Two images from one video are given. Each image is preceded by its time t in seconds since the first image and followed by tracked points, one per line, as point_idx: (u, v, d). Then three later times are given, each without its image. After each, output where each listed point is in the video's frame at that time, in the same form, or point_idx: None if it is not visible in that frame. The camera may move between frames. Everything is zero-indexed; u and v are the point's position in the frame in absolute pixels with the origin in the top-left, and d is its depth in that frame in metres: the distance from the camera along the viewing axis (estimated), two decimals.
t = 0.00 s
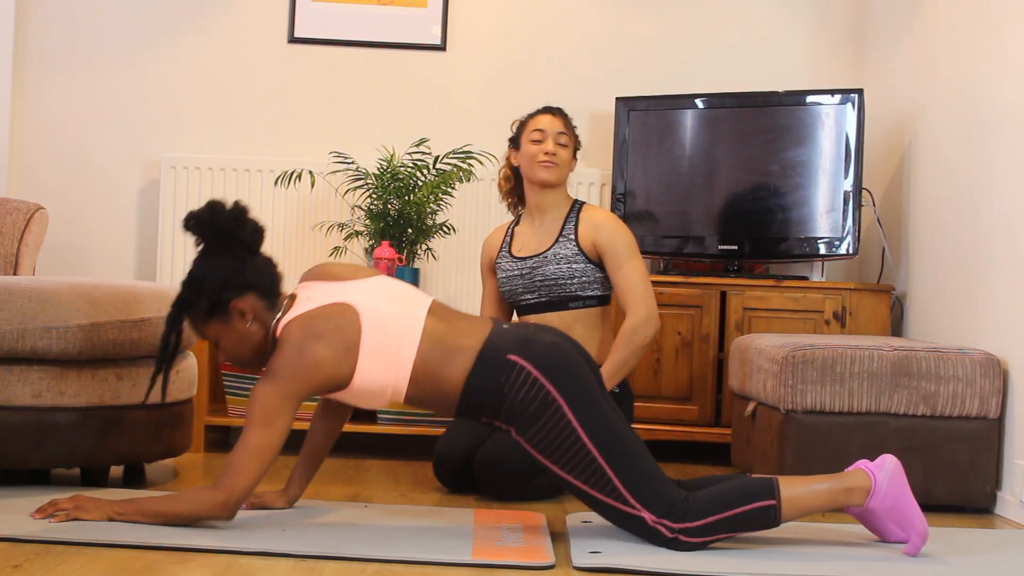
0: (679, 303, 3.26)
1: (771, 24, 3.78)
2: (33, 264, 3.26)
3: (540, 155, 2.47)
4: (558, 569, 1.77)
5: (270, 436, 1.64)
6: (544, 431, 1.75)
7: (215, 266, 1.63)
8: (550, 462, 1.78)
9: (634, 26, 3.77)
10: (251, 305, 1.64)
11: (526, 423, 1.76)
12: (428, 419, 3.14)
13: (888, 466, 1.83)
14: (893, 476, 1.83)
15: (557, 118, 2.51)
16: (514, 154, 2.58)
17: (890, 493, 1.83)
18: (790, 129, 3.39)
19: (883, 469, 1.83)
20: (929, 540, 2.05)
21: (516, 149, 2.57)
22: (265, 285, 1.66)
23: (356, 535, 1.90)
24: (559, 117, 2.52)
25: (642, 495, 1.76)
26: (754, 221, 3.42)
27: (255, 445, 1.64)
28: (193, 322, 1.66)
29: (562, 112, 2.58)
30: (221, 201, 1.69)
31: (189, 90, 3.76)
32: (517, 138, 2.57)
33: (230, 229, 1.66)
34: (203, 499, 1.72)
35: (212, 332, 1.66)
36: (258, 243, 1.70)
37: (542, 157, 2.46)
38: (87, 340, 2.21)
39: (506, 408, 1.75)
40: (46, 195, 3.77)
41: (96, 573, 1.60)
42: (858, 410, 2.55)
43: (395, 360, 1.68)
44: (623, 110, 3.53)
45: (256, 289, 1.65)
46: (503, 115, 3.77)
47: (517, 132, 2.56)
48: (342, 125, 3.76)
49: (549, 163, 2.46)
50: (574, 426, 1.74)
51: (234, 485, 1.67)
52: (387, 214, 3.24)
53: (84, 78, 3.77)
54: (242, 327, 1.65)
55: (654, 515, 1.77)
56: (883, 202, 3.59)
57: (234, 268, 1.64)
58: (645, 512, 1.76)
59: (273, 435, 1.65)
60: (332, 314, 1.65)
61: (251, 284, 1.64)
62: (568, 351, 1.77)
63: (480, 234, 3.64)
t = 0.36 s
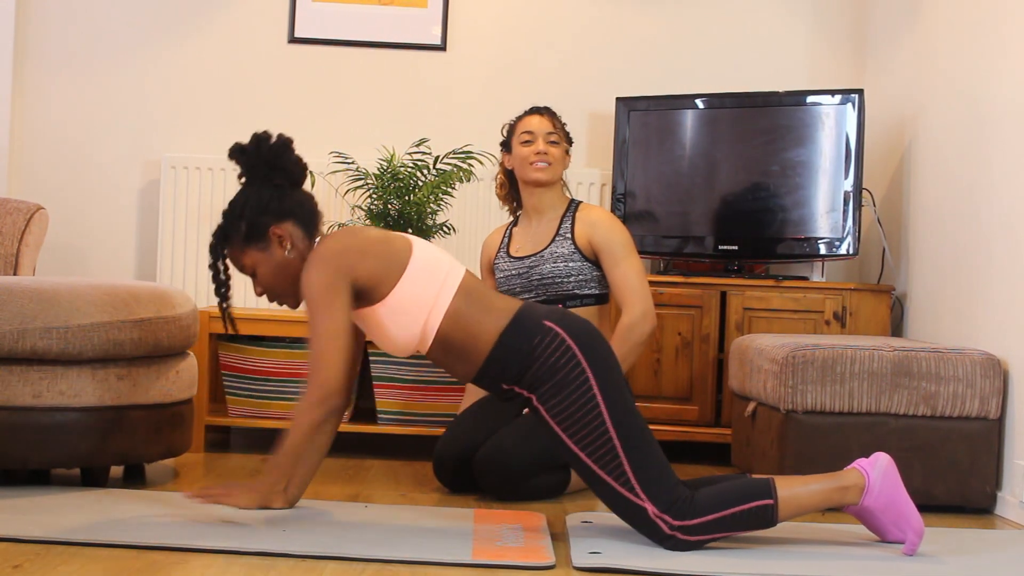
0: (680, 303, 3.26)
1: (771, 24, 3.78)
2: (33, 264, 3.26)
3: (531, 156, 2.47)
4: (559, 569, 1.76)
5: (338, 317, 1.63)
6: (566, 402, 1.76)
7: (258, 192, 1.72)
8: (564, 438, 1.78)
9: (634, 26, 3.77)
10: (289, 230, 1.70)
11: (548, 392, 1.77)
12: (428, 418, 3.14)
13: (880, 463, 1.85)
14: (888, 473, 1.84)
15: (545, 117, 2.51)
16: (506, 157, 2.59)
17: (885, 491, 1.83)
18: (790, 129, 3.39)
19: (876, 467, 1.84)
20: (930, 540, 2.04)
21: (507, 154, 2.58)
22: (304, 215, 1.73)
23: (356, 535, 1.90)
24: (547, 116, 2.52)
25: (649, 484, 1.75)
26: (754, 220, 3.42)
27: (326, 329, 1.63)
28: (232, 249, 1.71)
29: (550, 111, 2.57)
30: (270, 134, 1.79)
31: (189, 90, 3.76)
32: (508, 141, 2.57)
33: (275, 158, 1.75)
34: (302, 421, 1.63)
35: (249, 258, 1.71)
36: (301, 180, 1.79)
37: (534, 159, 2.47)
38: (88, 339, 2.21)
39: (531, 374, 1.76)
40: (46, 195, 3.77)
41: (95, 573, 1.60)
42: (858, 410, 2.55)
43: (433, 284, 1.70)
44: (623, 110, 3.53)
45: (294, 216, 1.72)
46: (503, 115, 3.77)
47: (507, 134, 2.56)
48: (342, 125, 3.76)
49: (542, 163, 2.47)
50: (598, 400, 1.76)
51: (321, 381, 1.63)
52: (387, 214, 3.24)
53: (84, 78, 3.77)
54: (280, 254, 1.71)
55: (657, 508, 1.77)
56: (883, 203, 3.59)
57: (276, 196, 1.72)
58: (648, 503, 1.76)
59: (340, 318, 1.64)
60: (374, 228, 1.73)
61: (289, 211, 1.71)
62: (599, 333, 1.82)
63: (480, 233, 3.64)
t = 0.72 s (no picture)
0: (680, 302, 3.26)
1: (771, 23, 3.78)
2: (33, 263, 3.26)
3: (526, 157, 2.46)
4: (559, 568, 1.76)
5: (348, 319, 1.65)
6: (574, 401, 1.77)
7: (249, 195, 1.71)
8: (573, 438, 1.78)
9: (634, 25, 3.77)
10: (280, 235, 1.71)
11: (555, 391, 1.77)
12: (428, 417, 3.14)
13: (888, 463, 1.84)
14: (893, 473, 1.84)
15: (536, 115, 2.49)
16: (501, 156, 2.57)
17: (890, 490, 1.83)
18: (790, 128, 3.39)
19: (883, 467, 1.84)
20: (929, 539, 2.04)
21: (503, 155, 2.57)
22: (296, 217, 1.74)
23: (356, 533, 1.90)
24: (537, 114, 2.50)
25: (655, 485, 1.76)
26: (754, 219, 3.42)
27: (336, 333, 1.65)
28: (223, 254, 1.73)
29: (540, 108, 2.55)
30: (255, 132, 1.78)
31: (189, 90, 3.76)
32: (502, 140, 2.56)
33: (264, 158, 1.74)
34: (314, 426, 1.65)
35: (241, 262, 1.72)
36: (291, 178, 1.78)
37: (528, 158, 2.46)
38: (87, 338, 2.21)
39: (539, 373, 1.77)
40: (46, 195, 3.77)
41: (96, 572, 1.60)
42: (858, 409, 2.55)
43: (438, 284, 1.72)
44: (623, 109, 3.53)
45: (286, 219, 1.72)
46: (503, 113, 3.77)
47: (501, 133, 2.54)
48: (342, 124, 3.76)
49: (537, 163, 2.45)
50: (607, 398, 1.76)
51: (338, 381, 1.66)
52: (387, 212, 3.24)
53: (84, 78, 3.77)
54: (272, 258, 1.72)
55: (664, 509, 1.77)
56: (883, 202, 3.59)
57: (266, 199, 1.72)
58: (656, 505, 1.76)
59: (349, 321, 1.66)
60: (378, 226, 1.75)
61: (281, 214, 1.72)
62: (605, 331, 1.83)
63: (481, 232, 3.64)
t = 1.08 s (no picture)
0: (680, 298, 3.26)
1: (771, 20, 3.77)
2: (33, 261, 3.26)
3: (526, 153, 2.45)
4: (559, 565, 1.76)
5: (341, 322, 1.65)
6: (545, 420, 1.74)
7: (231, 209, 1.65)
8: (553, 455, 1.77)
9: (634, 22, 3.77)
10: (259, 254, 1.65)
11: (526, 413, 1.75)
12: (429, 414, 3.14)
13: (885, 461, 1.84)
14: (891, 471, 1.84)
15: (537, 112, 2.48)
16: (502, 152, 2.57)
17: (888, 488, 1.84)
18: (789, 125, 3.38)
19: (881, 465, 1.84)
20: (929, 535, 2.04)
21: (503, 150, 2.57)
22: (277, 239, 1.68)
23: (357, 530, 1.90)
24: (538, 111, 2.49)
25: (643, 493, 1.75)
26: (754, 216, 3.42)
27: (332, 336, 1.64)
28: (199, 265, 1.66)
29: (541, 104, 2.54)
30: (247, 146, 1.72)
31: (189, 87, 3.76)
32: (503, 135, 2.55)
33: (251, 176, 1.68)
34: (325, 425, 1.67)
35: (217, 276, 1.66)
36: (275, 197, 1.73)
37: (528, 155, 2.45)
38: (88, 335, 2.21)
39: (506, 395, 1.74)
40: (46, 192, 3.77)
41: (97, 569, 1.60)
42: (859, 405, 2.56)
43: (412, 296, 1.70)
44: (623, 106, 3.52)
45: (266, 238, 1.67)
46: (503, 110, 3.77)
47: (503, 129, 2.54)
48: (341, 121, 3.76)
49: (537, 160, 2.45)
50: (577, 416, 1.73)
51: (343, 381, 1.66)
52: (387, 209, 3.24)
53: (83, 75, 3.77)
54: (248, 276, 1.66)
55: (656, 513, 1.77)
56: (883, 199, 3.58)
57: (249, 215, 1.66)
58: (646, 510, 1.76)
59: (342, 324, 1.65)
60: (357, 237, 1.73)
61: (262, 233, 1.66)
62: (575, 343, 1.77)
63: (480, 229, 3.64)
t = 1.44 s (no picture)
0: (679, 296, 3.27)
1: (770, 18, 3.77)
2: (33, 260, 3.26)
3: (525, 159, 2.48)
4: (559, 563, 1.76)
5: (321, 353, 1.70)
6: (520, 437, 1.77)
7: (192, 293, 1.73)
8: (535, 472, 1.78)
9: (633, 20, 3.77)
10: (223, 331, 1.72)
11: (500, 433, 1.78)
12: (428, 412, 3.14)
13: (876, 459, 1.84)
14: (882, 468, 1.84)
15: (541, 114, 2.48)
16: (503, 150, 2.58)
17: (880, 486, 1.84)
18: (788, 123, 3.38)
19: (872, 463, 1.84)
20: (929, 533, 2.05)
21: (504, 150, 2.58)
22: (238, 315, 1.75)
23: (357, 529, 1.90)
24: (542, 112, 2.49)
25: (627, 494, 1.76)
26: (754, 214, 3.42)
27: (321, 363, 1.68)
28: (167, 348, 1.75)
29: (548, 102, 2.53)
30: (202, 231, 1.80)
31: (189, 86, 3.76)
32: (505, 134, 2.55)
33: (207, 258, 1.75)
34: (336, 431, 1.64)
35: (184, 356, 1.74)
36: (234, 276, 1.80)
37: (528, 159, 2.47)
38: (88, 334, 2.21)
39: (478, 420, 1.78)
40: (46, 191, 3.77)
41: (96, 568, 1.60)
42: (858, 402, 2.55)
43: (368, 339, 1.80)
44: (622, 104, 3.52)
45: (227, 316, 1.73)
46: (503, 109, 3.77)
47: (504, 128, 2.54)
48: (341, 120, 3.76)
49: (537, 166, 2.47)
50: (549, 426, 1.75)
51: (347, 397, 1.65)
52: (387, 208, 3.25)
53: (83, 73, 3.77)
54: (213, 352, 1.73)
55: (644, 512, 1.78)
56: (882, 196, 3.58)
57: (209, 296, 1.74)
58: (634, 511, 1.77)
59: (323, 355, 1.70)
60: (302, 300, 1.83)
61: (223, 311, 1.73)
62: (536, 360, 1.82)
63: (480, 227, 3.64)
